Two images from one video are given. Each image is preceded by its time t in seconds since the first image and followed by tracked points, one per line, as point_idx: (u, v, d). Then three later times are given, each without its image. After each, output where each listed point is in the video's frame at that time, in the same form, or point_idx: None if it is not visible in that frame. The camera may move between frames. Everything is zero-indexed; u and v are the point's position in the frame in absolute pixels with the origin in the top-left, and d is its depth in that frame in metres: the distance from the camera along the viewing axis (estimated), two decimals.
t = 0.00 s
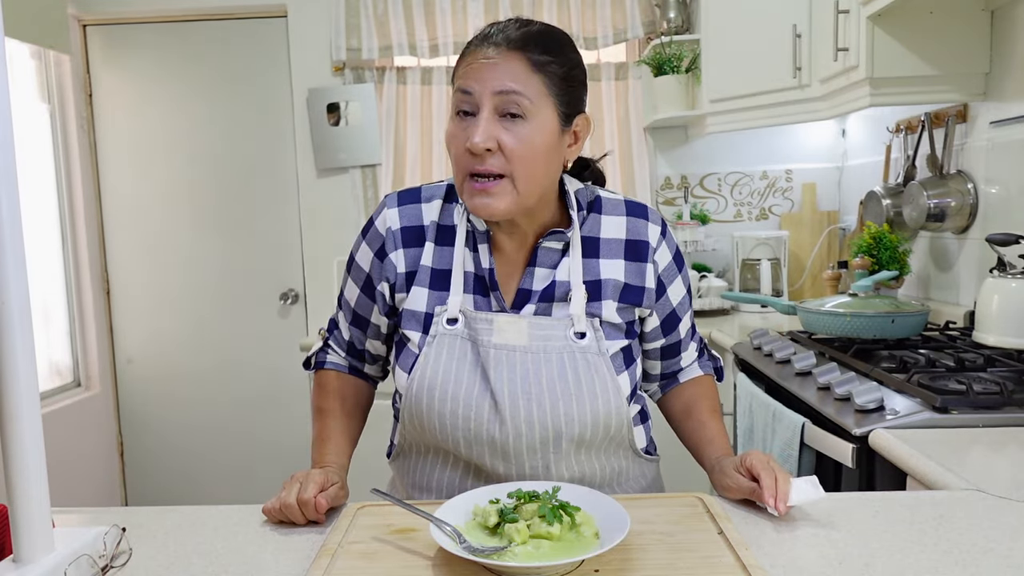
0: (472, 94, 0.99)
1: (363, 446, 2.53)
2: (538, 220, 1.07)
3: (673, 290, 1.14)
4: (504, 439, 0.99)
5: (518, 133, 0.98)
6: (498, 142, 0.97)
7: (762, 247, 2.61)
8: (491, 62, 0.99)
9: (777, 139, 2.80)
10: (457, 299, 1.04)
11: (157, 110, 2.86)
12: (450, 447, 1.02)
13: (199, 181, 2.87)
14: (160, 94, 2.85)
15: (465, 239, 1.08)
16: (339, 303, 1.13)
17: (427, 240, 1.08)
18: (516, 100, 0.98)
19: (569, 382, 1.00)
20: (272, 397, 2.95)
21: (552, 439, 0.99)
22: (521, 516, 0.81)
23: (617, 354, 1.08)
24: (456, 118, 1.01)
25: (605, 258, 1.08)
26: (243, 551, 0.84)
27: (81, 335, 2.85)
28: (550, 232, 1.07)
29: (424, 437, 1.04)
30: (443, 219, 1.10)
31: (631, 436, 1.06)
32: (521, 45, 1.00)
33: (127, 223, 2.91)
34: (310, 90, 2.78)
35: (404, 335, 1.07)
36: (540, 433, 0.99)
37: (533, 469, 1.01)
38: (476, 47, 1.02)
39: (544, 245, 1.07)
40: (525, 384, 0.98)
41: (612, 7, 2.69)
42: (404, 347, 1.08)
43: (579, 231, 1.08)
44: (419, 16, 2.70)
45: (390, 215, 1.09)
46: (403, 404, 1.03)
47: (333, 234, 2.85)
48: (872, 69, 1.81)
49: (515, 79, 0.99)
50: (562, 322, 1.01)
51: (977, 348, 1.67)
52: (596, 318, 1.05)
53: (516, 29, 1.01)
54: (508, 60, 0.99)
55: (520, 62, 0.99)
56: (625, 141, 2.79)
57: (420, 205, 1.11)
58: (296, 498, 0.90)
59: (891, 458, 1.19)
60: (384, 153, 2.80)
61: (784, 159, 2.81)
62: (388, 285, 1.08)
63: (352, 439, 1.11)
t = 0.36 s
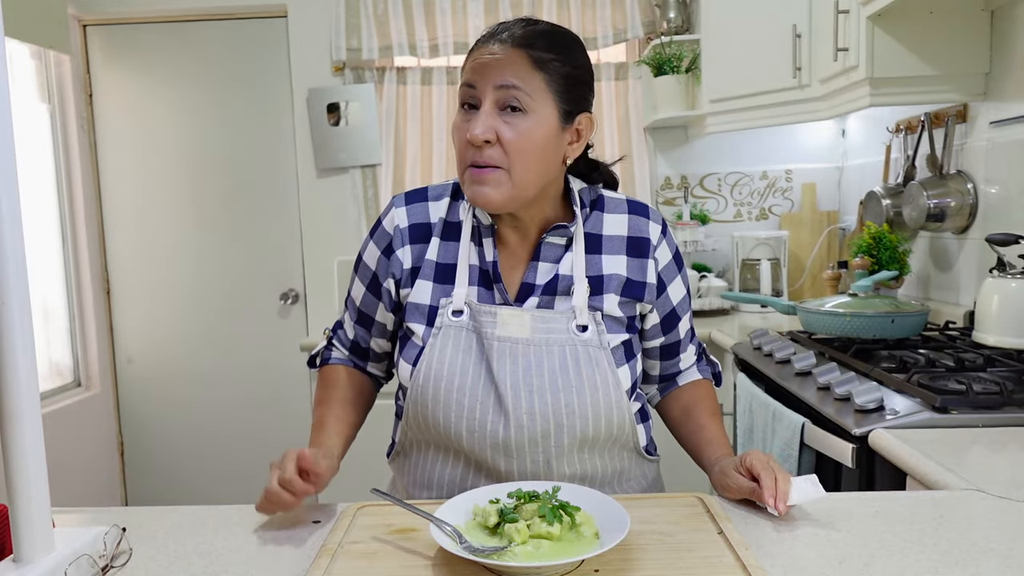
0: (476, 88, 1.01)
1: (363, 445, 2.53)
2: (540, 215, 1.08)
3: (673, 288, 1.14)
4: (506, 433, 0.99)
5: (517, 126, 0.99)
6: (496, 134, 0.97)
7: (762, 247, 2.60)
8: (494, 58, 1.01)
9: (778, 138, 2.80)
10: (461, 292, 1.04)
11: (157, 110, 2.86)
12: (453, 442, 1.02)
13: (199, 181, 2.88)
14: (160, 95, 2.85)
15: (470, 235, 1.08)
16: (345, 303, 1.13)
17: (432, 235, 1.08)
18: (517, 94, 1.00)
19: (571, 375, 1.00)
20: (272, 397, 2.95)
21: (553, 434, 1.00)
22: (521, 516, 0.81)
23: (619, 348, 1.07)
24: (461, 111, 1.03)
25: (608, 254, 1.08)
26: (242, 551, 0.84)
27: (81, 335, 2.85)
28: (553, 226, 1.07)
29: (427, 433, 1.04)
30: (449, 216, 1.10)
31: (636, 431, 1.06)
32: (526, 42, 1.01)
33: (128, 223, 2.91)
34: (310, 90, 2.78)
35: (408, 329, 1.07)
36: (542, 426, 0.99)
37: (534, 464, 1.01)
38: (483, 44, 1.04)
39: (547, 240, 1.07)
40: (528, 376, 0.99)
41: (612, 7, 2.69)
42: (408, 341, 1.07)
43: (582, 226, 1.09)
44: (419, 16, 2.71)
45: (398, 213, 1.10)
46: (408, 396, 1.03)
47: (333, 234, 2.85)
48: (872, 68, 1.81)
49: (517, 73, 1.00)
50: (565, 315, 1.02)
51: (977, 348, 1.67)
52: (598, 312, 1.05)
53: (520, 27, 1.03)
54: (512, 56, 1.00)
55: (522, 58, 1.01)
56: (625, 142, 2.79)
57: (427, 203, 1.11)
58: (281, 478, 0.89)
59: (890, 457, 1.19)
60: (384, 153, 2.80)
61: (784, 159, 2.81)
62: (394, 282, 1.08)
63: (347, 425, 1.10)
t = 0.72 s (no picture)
0: (490, 87, 1.06)
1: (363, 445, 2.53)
2: (547, 203, 1.12)
3: (669, 282, 1.17)
4: (515, 407, 1.01)
5: (529, 122, 1.04)
6: (510, 129, 1.03)
7: (762, 247, 2.60)
8: (507, 58, 1.05)
9: (778, 138, 2.80)
10: (472, 273, 1.05)
11: (157, 109, 2.86)
12: (461, 423, 1.01)
13: (199, 181, 2.88)
14: (160, 94, 2.85)
15: (483, 220, 1.11)
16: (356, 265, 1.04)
17: (448, 215, 1.10)
18: (529, 93, 1.04)
19: (578, 350, 1.03)
20: (272, 397, 2.95)
21: (561, 408, 1.02)
22: (521, 516, 0.81)
23: (623, 330, 1.11)
24: (475, 109, 1.08)
25: (611, 243, 1.12)
26: (243, 551, 0.84)
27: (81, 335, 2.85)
28: (560, 214, 1.12)
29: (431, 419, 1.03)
30: (462, 202, 1.12)
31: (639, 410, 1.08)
32: (535, 44, 1.06)
33: (128, 223, 2.91)
34: (310, 90, 2.78)
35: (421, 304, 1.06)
36: (550, 398, 1.01)
37: (543, 443, 1.02)
38: (494, 47, 1.09)
39: (554, 227, 1.11)
40: (537, 350, 1.02)
41: (612, 7, 2.69)
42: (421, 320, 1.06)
43: (586, 216, 1.13)
44: (419, 16, 2.71)
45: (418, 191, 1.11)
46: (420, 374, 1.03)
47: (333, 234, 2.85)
48: (872, 69, 1.81)
49: (528, 73, 1.05)
50: (572, 295, 1.06)
51: (977, 348, 1.67)
52: (603, 293, 1.09)
53: (530, 30, 1.08)
54: (522, 57, 1.05)
55: (533, 58, 1.05)
56: (625, 142, 2.79)
57: (444, 188, 1.14)
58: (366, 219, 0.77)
59: (890, 458, 1.19)
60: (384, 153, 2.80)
61: (783, 159, 2.81)
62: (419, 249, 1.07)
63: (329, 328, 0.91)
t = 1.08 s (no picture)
0: (496, 87, 1.06)
1: (363, 446, 2.53)
2: (550, 202, 1.12)
3: (667, 279, 1.18)
4: (523, 399, 1.00)
5: (533, 122, 1.04)
6: (513, 128, 1.03)
7: (762, 247, 2.60)
8: (515, 59, 1.05)
9: (777, 138, 2.80)
10: (481, 268, 1.06)
11: (157, 109, 2.86)
12: (468, 416, 1.01)
13: (199, 181, 2.87)
14: (160, 94, 2.85)
15: (490, 217, 1.11)
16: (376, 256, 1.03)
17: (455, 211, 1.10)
18: (534, 94, 1.04)
19: (586, 343, 1.03)
20: (272, 397, 2.95)
21: (568, 401, 1.02)
22: (521, 516, 0.81)
23: (626, 326, 1.12)
24: (482, 108, 1.08)
25: (612, 242, 1.14)
26: (242, 551, 0.84)
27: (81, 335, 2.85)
28: (564, 213, 1.13)
29: (439, 411, 1.01)
30: (468, 199, 1.12)
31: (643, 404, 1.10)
32: (543, 46, 1.06)
33: (128, 223, 2.91)
34: (310, 90, 2.78)
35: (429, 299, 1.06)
36: (559, 391, 1.01)
37: (551, 437, 1.01)
38: (504, 48, 1.08)
39: (558, 224, 1.12)
40: (545, 342, 1.02)
41: (612, 7, 2.69)
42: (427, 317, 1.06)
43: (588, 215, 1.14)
44: (419, 16, 2.71)
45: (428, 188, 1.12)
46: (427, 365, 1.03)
47: (333, 234, 2.85)
48: (872, 69, 1.81)
49: (535, 74, 1.04)
50: (577, 291, 1.07)
51: (977, 348, 1.67)
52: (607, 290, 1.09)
53: (539, 33, 1.08)
54: (529, 59, 1.05)
55: (541, 60, 1.05)
56: (625, 142, 2.79)
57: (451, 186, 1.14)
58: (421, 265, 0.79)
59: (890, 458, 1.19)
60: (384, 153, 2.79)
61: (783, 159, 2.81)
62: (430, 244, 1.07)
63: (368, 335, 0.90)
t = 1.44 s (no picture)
0: (495, 84, 1.06)
1: (363, 446, 2.53)
2: (549, 201, 1.12)
3: (665, 278, 1.18)
4: (521, 399, 1.00)
5: (530, 120, 1.03)
6: (510, 125, 1.03)
7: (762, 247, 2.61)
8: (513, 57, 1.05)
9: (777, 139, 2.80)
10: (477, 268, 1.07)
11: (157, 109, 2.86)
12: (467, 416, 1.01)
13: (199, 181, 2.88)
14: (160, 94, 2.85)
15: (487, 217, 1.11)
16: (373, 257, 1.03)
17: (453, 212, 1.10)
18: (531, 92, 1.04)
19: (583, 343, 1.03)
20: (272, 397, 2.95)
21: (567, 401, 1.02)
22: (521, 516, 0.81)
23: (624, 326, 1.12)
24: (480, 106, 1.08)
25: (610, 241, 1.13)
26: (243, 551, 0.84)
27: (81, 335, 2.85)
28: (561, 213, 1.12)
29: (438, 410, 1.02)
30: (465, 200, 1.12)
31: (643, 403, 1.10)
32: (541, 45, 1.06)
33: (128, 223, 2.91)
34: (310, 90, 2.78)
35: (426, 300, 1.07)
36: (556, 391, 1.01)
37: (549, 437, 1.01)
38: (502, 47, 1.09)
39: (555, 224, 1.12)
40: (543, 342, 1.02)
41: (612, 7, 2.69)
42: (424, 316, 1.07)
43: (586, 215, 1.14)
44: (419, 17, 2.71)
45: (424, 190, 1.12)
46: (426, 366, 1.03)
47: (333, 234, 2.85)
48: (872, 68, 1.81)
49: (532, 73, 1.04)
50: (574, 291, 1.07)
51: (977, 348, 1.67)
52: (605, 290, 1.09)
53: (538, 32, 1.08)
54: (528, 57, 1.05)
55: (540, 59, 1.05)
56: (625, 142, 2.79)
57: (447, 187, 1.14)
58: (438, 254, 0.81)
59: (890, 458, 1.19)
60: (384, 153, 2.79)
61: (783, 159, 2.81)
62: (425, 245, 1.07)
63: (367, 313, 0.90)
